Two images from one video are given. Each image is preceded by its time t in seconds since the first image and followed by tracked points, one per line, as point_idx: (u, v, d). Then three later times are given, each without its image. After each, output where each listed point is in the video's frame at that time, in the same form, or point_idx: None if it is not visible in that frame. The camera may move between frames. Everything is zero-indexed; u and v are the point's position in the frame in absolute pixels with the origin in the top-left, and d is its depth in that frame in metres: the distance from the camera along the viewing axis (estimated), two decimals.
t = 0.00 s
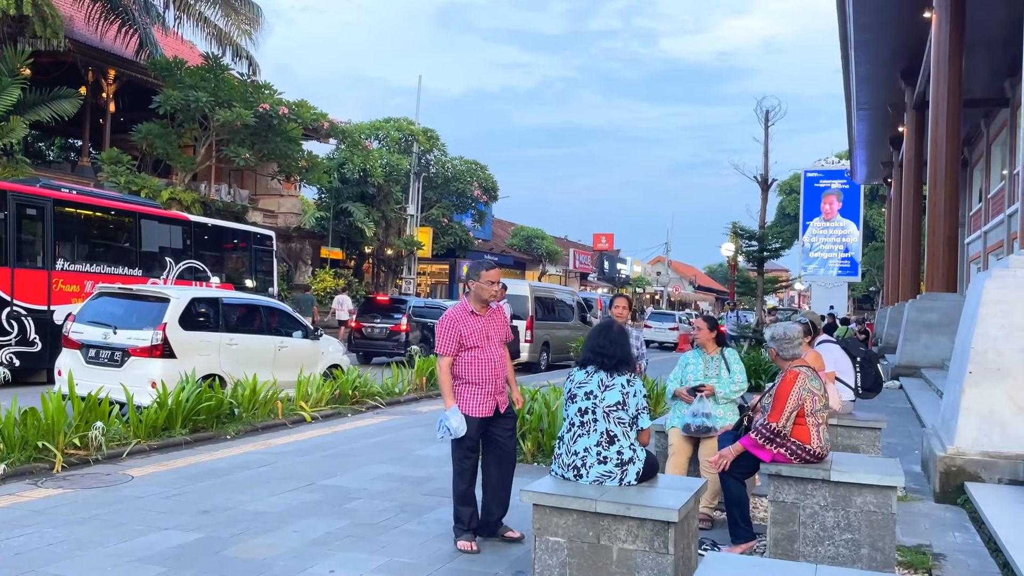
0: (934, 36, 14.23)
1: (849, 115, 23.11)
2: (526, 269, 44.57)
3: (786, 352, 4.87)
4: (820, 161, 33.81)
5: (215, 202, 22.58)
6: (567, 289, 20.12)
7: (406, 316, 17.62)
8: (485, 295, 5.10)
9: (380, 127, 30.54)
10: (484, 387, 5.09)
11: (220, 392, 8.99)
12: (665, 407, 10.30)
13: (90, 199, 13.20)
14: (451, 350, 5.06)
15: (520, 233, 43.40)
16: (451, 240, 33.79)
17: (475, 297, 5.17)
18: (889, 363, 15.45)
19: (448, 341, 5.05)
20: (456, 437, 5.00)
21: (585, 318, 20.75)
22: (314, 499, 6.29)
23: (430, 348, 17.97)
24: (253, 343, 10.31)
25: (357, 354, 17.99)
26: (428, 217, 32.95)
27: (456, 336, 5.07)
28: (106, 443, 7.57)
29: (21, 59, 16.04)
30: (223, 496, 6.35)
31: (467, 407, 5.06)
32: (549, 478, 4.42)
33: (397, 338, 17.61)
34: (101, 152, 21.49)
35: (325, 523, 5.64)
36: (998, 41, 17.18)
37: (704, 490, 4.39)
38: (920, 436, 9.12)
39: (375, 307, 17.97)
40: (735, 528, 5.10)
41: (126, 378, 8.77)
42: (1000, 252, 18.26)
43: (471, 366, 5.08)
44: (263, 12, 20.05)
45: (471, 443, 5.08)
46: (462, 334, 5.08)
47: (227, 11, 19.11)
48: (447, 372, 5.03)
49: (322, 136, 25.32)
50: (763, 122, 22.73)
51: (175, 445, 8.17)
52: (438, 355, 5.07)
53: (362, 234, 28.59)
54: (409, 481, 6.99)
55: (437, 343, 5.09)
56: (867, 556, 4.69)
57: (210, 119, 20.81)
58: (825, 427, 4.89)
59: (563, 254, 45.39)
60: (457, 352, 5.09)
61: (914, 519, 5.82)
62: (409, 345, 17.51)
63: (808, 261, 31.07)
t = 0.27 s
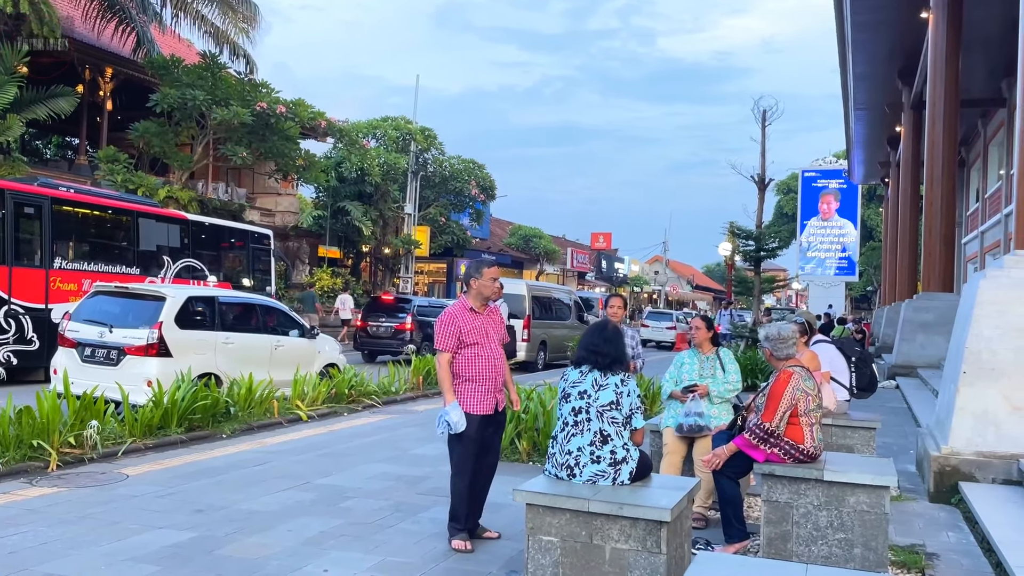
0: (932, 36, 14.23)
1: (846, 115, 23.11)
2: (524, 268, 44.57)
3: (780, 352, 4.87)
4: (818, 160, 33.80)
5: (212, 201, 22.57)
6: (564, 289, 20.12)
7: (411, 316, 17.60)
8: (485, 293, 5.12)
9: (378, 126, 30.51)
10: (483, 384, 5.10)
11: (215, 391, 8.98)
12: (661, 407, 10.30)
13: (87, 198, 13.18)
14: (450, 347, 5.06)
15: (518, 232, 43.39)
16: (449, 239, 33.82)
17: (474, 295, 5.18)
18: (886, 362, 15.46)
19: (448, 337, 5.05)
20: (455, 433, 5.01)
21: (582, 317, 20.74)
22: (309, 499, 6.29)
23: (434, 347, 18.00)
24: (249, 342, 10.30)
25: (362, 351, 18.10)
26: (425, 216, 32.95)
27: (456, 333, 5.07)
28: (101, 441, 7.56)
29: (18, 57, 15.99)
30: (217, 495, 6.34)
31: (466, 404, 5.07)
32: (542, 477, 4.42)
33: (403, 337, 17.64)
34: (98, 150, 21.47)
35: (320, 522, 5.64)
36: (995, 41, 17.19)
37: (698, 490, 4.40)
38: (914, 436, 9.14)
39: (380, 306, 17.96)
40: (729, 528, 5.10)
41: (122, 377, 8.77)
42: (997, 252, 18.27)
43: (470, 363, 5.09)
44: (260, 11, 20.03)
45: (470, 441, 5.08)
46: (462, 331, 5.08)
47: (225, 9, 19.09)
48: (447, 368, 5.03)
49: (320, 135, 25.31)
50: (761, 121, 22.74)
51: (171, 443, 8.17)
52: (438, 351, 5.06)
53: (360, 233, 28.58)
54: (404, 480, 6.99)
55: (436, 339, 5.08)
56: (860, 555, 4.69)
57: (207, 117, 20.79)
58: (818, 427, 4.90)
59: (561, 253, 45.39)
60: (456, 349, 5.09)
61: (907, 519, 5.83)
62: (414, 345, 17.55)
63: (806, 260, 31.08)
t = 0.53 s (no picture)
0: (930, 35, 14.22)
1: (845, 114, 23.11)
2: (523, 267, 44.58)
3: (775, 352, 4.88)
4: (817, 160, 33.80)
5: (210, 199, 22.57)
6: (563, 288, 20.12)
7: (416, 315, 17.59)
8: (487, 291, 5.15)
9: (376, 125, 30.47)
10: (483, 381, 5.12)
11: (212, 390, 8.98)
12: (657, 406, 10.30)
13: (85, 196, 13.18)
14: (451, 342, 5.06)
15: (517, 231, 43.38)
16: (447, 238, 33.87)
17: (474, 292, 5.21)
18: (883, 362, 15.47)
19: (450, 332, 5.05)
20: (455, 428, 5.01)
21: (580, 316, 20.74)
22: (305, 497, 6.29)
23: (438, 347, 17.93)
24: (247, 340, 10.30)
25: (369, 350, 18.19)
26: (424, 215, 32.96)
27: (457, 328, 5.07)
28: (97, 440, 7.56)
29: (15, 55, 15.95)
30: (213, 494, 6.35)
31: (466, 400, 5.07)
32: (537, 476, 4.42)
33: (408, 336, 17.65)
34: (96, 148, 21.45)
35: (315, 521, 5.65)
36: (993, 41, 17.20)
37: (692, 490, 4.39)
38: (911, 436, 9.15)
39: (386, 306, 17.96)
40: (724, 527, 5.10)
41: (118, 375, 8.77)
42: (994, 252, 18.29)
43: (470, 360, 5.10)
44: (259, 9, 20.00)
45: (469, 439, 5.07)
46: (464, 327, 5.10)
47: (223, 7, 19.04)
48: (448, 363, 5.02)
49: (318, 133, 25.31)
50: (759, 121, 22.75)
51: (167, 442, 8.17)
52: (439, 346, 5.04)
53: (358, 232, 28.59)
54: (400, 479, 7.00)
55: (438, 333, 5.06)
56: (855, 555, 4.70)
57: (205, 115, 20.77)
58: (813, 426, 4.91)
59: (559, 252, 45.40)
60: (456, 345, 5.09)
61: (903, 518, 5.83)
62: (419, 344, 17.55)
63: (804, 260, 31.09)
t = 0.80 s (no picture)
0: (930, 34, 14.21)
1: (844, 113, 23.11)
2: (522, 265, 44.58)
3: (773, 350, 4.88)
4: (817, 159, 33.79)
5: (209, 197, 22.57)
6: (563, 287, 20.12)
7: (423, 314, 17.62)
8: (490, 289, 5.16)
9: (376, 123, 30.44)
10: (485, 379, 5.13)
11: (211, 388, 8.98)
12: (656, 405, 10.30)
13: (83, 194, 13.17)
14: (455, 339, 5.04)
15: (517, 230, 43.36)
16: (446, 237, 33.89)
17: (477, 291, 5.21)
18: (882, 361, 15.48)
19: (454, 329, 5.03)
20: (458, 425, 5.00)
21: (580, 314, 20.74)
22: (303, 496, 6.30)
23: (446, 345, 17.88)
24: (245, 339, 10.30)
25: (375, 348, 18.14)
26: (423, 213, 32.97)
27: (461, 326, 5.06)
28: (96, 438, 7.55)
29: (14, 53, 15.93)
30: (211, 492, 6.34)
31: (469, 398, 5.07)
32: (535, 475, 4.42)
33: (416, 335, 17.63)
34: (95, 147, 21.44)
35: (313, 519, 5.64)
36: (992, 40, 17.21)
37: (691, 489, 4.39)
38: (910, 435, 9.15)
39: (393, 304, 17.97)
40: (722, 526, 5.09)
41: (117, 374, 8.77)
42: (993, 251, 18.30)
43: (473, 357, 5.10)
44: (258, 8, 19.98)
45: (471, 437, 5.08)
46: (468, 324, 5.09)
47: (222, 5, 19.03)
48: (451, 360, 5.00)
49: (317, 132, 25.32)
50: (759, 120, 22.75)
51: (166, 440, 8.17)
52: (442, 342, 5.01)
53: (357, 230, 28.59)
54: (399, 477, 6.99)
55: (441, 330, 5.03)
56: (853, 554, 4.69)
57: (204, 114, 20.77)
58: (811, 425, 4.91)
59: (559, 251, 45.40)
60: (459, 342, 5.07)
61: (901, 517, 5.83)
62: (426, 343, 17.52)
63: (804, 259, 31.10)
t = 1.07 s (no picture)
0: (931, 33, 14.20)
1: (845, 112, 23.09)
2: (522, 264, 44.56)
3: (776, 349, 4.86)
4: (817, 157, 33.77)
5: (209, 196, 22.56)
6: (563, 286, 20.11)
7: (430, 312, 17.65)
8: (494, 288, 5.15)
9: (376, 122, 30.41)
10: (488, 377, 5.14)
11: (212, 388, 8.96)
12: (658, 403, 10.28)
13: (83, 192, 13.15)
14: (462, 337, 5.00)
15: (517, 229, 43.34)
16: (446, 236, 33.90)
17: (480, 289, 5.19)
18: (883, 360, 15.48)
19: (460, 327, 4.99)
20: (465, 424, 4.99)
21: (580, 313, 20.73)
22: (304, 495, 6.29)
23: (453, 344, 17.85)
24: (246, 337, 10.29)
25: (383, 347, 18.09)
26: (423, 212, 32.95)
27: (467, 324, 5.03)
28: (97, 437, 7.54)
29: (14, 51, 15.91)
30: (212, 491, 6.33)
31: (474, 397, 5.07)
32: (538, 475, 4.41)
33: (423, 333, 17.61)
34: (95, 145, 21.41)
35: (314, 518, 5.64)
36: (993, 39, 17.21)
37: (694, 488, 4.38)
38: (911, 434, 9.15)
39: (401, 303, 18.01)
40: (725, 526, 5.08)
41: (118, 373, 8.77)
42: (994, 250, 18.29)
43: (478, 356, 5.09)
44: (258, 6, 19.96)
45: (475, 434, 5.08)
46: (474, 323, 5.07)
47: (221, 3, 19.01)
48: (459, 358, 4.97)
49: (318, 130, 25.31)
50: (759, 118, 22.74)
51: (167, 439, 8.16)
52: (449, 340, 4.97)
53: (357, 229, 28.58)
54: (400, 477, 6.99)
55: (448, 328, 4.98)
56: (856, 554, 4.69)
57: (205, 112, 20.74)
58: (814, 425, 4.91)
59: (559, 250, 45.38)
60: (465, 340, 5.04)
61: (904, 517, 5.82)
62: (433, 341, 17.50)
63: (804, 258, 31.08)
